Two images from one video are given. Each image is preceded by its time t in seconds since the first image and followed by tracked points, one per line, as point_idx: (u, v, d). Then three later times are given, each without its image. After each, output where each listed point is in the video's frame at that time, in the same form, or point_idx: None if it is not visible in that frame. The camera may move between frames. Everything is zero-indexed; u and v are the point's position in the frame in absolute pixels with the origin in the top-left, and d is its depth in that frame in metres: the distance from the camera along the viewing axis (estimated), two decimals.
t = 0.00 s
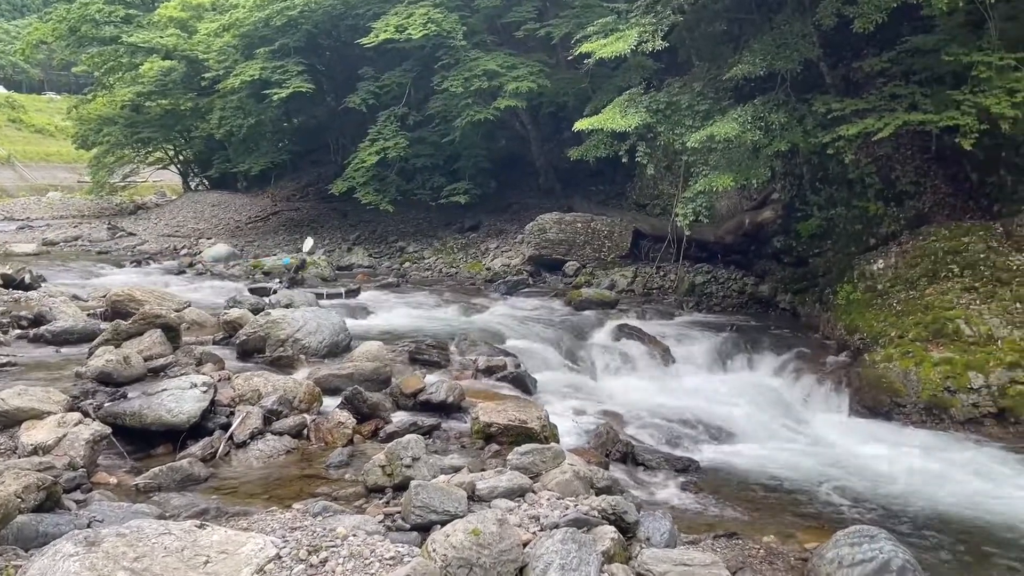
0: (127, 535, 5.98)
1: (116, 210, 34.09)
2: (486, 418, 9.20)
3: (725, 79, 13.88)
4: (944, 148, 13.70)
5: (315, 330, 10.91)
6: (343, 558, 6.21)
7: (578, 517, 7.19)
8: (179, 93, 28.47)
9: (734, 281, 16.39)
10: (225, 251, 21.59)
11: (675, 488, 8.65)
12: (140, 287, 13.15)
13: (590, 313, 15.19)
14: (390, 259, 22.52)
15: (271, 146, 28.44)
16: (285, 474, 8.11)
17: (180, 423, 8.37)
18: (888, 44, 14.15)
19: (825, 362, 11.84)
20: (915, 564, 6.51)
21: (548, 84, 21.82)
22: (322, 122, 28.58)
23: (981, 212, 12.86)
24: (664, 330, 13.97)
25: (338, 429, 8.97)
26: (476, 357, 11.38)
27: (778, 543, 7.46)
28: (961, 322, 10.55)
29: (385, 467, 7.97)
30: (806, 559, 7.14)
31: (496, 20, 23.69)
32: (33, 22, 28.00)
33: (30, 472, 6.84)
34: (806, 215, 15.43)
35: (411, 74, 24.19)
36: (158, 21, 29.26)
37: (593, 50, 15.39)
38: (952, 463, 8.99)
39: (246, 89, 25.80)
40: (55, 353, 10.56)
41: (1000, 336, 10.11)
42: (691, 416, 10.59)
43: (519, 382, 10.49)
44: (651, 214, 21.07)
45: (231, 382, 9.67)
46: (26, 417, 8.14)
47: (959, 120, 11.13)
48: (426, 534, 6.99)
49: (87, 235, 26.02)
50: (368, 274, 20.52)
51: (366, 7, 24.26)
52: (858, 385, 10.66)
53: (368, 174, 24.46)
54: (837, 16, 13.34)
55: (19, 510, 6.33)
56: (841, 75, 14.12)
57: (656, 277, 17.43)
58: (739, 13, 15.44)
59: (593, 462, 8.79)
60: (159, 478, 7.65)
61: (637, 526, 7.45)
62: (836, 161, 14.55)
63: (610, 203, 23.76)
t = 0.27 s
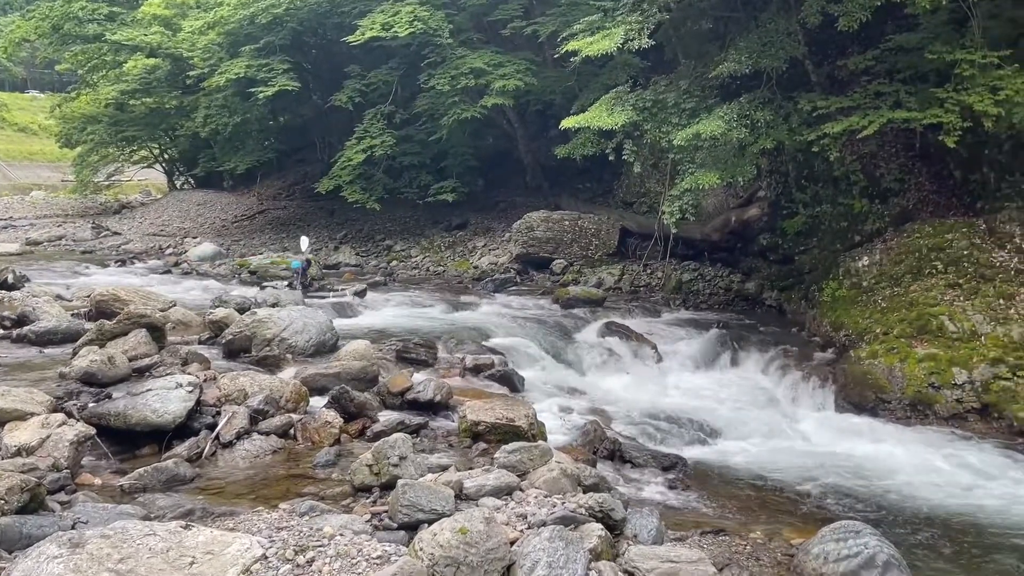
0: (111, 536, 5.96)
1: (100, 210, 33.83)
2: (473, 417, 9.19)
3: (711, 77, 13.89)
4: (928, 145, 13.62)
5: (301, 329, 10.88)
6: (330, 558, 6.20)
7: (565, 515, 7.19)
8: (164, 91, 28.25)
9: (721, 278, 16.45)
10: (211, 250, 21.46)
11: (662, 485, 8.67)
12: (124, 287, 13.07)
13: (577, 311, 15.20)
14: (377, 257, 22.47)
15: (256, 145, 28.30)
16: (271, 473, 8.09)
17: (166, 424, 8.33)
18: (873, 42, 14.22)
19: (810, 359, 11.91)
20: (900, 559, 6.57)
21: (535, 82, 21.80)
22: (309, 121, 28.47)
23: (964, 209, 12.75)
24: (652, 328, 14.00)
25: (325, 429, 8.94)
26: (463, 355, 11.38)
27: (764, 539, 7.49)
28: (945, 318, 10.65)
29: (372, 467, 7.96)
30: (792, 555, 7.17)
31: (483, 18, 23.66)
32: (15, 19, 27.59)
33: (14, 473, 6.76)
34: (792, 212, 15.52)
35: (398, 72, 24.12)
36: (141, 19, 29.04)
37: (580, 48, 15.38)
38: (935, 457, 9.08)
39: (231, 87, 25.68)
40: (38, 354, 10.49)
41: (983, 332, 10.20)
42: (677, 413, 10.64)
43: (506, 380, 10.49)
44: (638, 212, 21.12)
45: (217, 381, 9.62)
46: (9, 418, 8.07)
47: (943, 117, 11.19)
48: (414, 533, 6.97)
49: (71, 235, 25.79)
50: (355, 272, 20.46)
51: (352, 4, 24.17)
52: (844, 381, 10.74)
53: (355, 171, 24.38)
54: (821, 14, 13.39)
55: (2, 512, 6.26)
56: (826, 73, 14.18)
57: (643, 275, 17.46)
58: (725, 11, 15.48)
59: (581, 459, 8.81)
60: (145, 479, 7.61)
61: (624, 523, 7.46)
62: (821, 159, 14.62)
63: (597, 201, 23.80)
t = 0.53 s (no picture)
0: (96, 538, 5.94)
1: (84, 209, 33.56)
2: (460, 416, 9.19)
3: (697, 76, 13.86)
4: (912, 143, 13.71)
5: (287, 328, 10.84)
6: (316, 557, 6.19)
7: (552, 513, 7.21)
8: (147, 90, 27.97)
9: (707, 276, 16.52)
10: (196, 249, 21.35)
11: (648, 482, 8.69)
12: (108, 286, 12.99)
13: (564, 309, 15.22)
14: (364, 256, 22.43)
15: (241, 143, 28.16)
16: (257, 474, 8.06)
17: (150, 424, 8.29)
18: (857, 40, 14.30)
19: (796, 356, 11.97)
20: (884, 555, 6.64)
21: (521, 80, 21.79)
22: (294, 119, 28.36)
23: (947, 206, 12.80)
24: (639, 325, 14.04)
25: (312, 428, 8.92)
26: (450, 354, 11.37)
27: (750, 535, 7.52)
28: (928, 315, 10.71)
29: (359, 466, 7.94)
30: (778, 551, 7.21)
31: (468, 16, 23.63)
32: None
33: None
34: (778, 209, 15.61)
35: (384, 70, 24.07)
36: (124, 17, 28.82)
37: (566, 47, 15.37)
38: (920, 453, 9.15)
39: (216, 85, 25.57)
40: (21, 354, 10.41)
41: (966, 328, 10.28)
42: (664, 410, 10.67)
43: (493, 379, 10.49)
44: (624, 210, 21.17)
45: (202, 382, 9.57)
46: None
47: (926, 115, 11.27)
48: (401, 532, 6.96)
49: (55, 235, 25.57)
50: (341, 272, 20.41)
51: (337, 2, 24.08)
52: (829, 378, 10.80)
53: (340, 170, 24.30)
54: (806, 12, 13.45)
55: None
56: (811, 72, 14.24)
57: (630, 274, 17.48)
58: (710, 9, 15.52)
59: (567, 458, 8.82)
60: (129, 480, 7.57)
61: (611, 521, 7.48)
62: (806, 157, 14.78)
63: (584, 199, 23.85)
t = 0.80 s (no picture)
0: (79, 540, 5.90)
1: (67, 209, 33.28)
2: (447, 414, 9.17)
3: (681, 74, 13.85)
4: (895, 141, 13.74)
5: (273, 328, 10.80)
6: (303, 558, 6.18)
7: (539, 511, 7.22)
8: (130, 88, 27.73)
9: (693, 274, 16.58)
10: (180, 249, 21.23)
11: (635, 480, 8.71)
12: (91, 286, 12.91)
13: (550, 307, 15.23)
14: (350, 255, 22.39)
15: (226, 142, 28.03)
16: (243, 474, 8.03)
17: (135, 425, 8.24)
18: (841, 38, 14.37)
19: (782, 353, 12.03)
20: (869, 549, 6.70)
21: (507, 78, 21.79)
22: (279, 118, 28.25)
23: (931, 204, 12.82)
24: (626, 323, 14.07)
25: (298, 428, 8.89)
26: (436, 353, 11.36)
27: (736, 532, 7.56)
28: (912, 312, 10.78)
29: (345, 466, 7.93)
30: (764, 547, 7.25)
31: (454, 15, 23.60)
32: None
33: None
34: (762, 207, 15.73)
35: (369, 69, 24.02)
36: (107, 15, 28.60)
37: (551, 45, 15.36)
38: (905, 448, 9.21)
39: (200, 84, 25.47)
40: (2, 355, 10.33)
41: (949, 325, 10.36)
42: (651, 408, 10.70)
43: (480, 377, 10.48)
44: (611, 208, 21.21)
45: (187, 382, 9.52)
46: None
47: (908, 113, 11.33)
48: (388, 531, 6.95)
49: (37, 235, 25.36)
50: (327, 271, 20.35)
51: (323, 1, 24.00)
52: (814, 375, 10.87)
53: (326, 169, 24.22)
54: (790, 11, 13.51)
55: None
56: (796, 70, 14.31)
57: (616, 272, 17.51)
58: (694, 8, 15.56)
59: (554, 456, 8.83)
60: (114, 481, 7.51)
61: (598, 519, 7.50)
62: (791, 155, 14.88)
63: (570, 197, 23.88)
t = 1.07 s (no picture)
0: (63, 542, 5.87)
1: (49, 209, 32.96)
2: (433, 413, 9.17)
3: (666, 72, 13.88)
4: (878, 139, 13.89)
5: (258, 328, 10.76)
6: (289, 558, 6.16)
7: (526, 509, 7.23)
8: (112, 87, 27.54)
9: (678, 272, 16.65)
10: (164, 249, 21.11)
11: (621, 477, 8.74)
12: (74, 287, 12.81)
13: (537, 306, 15.25)
14: (335, 255, 22.33)
15: (209, 141, 27.86)
16: (228, 475, 7.99)
17: (119, 426, 8.18)
18: (824, 37, 14.46)
19: (767, 350, 12.08)
20: (853, 544, 6.75)
21: (492, 77, 21.78)
22: (263, 117, 28.10)
23: (913, 201, 12.94)
24: (613, 321, 14.10)
25: (284, 428, 8.87)
26: (422, 352, 11.35)
27: (722, 528, 7.59)
28: (895, 308, 10.86)
29: (331, 466, 7.91)
30: (750, 543, 7.29)
31: (438, 13, 23.57)
32: None
33: None
34: (747, 205, 15.86)
35: (354, 67, 23.96)
36: (89, 13, 28.37)
37: (536, 43, 15.35)
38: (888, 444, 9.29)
39: (182, 83, 25.35)
40: None
41: (932, 321, 10.45)
42: (637, 406, 10.72)
43: (467, 376, 10.48)
44: (596, 206, 21.25)
45: (172, 383, 9.46)
46: None
47: (891, 111, 11.39)
48: (374, 531, 6.94)
49: (18, 236, 25.12)
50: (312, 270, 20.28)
51: None
52: (799, 372, 10.93)
53: (310, 168, 24.13)
54: (773, 9, 13.56)
55: None
56: (780, 68, 14.38)
57: (602, 270, 17.53)
58: (679, 6, 15.60)
59: (541, 454, 8.84)
60: (97, 483, 7.45)
61: (585, 516, 7.53)
62: (775, 153, 14.97)
63: (556, 196, 23.90)
